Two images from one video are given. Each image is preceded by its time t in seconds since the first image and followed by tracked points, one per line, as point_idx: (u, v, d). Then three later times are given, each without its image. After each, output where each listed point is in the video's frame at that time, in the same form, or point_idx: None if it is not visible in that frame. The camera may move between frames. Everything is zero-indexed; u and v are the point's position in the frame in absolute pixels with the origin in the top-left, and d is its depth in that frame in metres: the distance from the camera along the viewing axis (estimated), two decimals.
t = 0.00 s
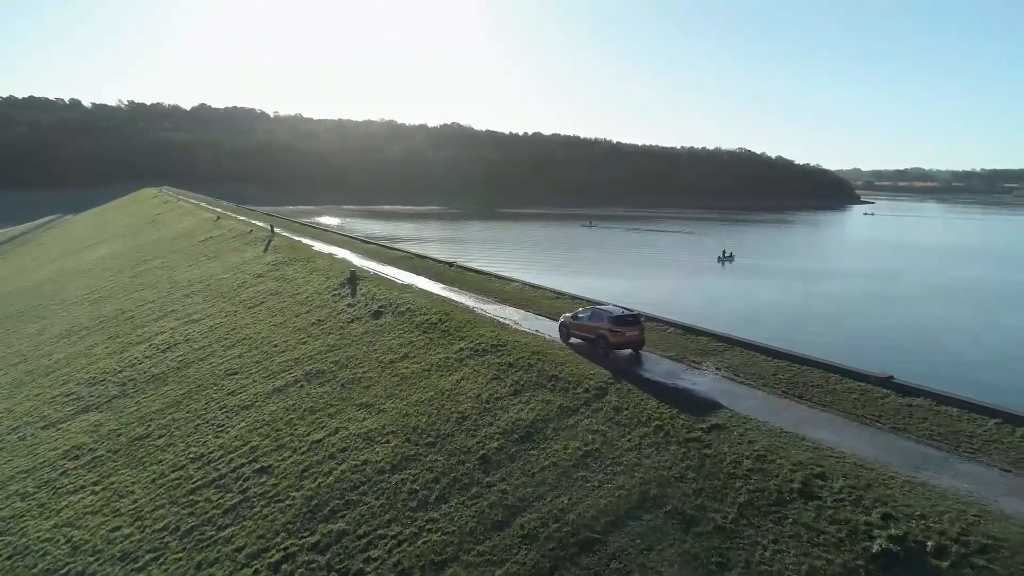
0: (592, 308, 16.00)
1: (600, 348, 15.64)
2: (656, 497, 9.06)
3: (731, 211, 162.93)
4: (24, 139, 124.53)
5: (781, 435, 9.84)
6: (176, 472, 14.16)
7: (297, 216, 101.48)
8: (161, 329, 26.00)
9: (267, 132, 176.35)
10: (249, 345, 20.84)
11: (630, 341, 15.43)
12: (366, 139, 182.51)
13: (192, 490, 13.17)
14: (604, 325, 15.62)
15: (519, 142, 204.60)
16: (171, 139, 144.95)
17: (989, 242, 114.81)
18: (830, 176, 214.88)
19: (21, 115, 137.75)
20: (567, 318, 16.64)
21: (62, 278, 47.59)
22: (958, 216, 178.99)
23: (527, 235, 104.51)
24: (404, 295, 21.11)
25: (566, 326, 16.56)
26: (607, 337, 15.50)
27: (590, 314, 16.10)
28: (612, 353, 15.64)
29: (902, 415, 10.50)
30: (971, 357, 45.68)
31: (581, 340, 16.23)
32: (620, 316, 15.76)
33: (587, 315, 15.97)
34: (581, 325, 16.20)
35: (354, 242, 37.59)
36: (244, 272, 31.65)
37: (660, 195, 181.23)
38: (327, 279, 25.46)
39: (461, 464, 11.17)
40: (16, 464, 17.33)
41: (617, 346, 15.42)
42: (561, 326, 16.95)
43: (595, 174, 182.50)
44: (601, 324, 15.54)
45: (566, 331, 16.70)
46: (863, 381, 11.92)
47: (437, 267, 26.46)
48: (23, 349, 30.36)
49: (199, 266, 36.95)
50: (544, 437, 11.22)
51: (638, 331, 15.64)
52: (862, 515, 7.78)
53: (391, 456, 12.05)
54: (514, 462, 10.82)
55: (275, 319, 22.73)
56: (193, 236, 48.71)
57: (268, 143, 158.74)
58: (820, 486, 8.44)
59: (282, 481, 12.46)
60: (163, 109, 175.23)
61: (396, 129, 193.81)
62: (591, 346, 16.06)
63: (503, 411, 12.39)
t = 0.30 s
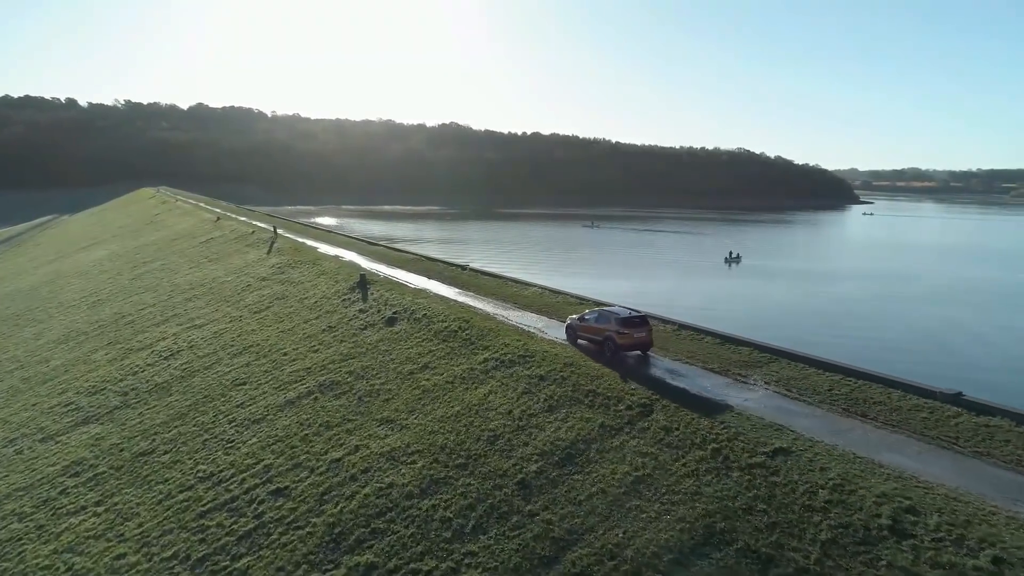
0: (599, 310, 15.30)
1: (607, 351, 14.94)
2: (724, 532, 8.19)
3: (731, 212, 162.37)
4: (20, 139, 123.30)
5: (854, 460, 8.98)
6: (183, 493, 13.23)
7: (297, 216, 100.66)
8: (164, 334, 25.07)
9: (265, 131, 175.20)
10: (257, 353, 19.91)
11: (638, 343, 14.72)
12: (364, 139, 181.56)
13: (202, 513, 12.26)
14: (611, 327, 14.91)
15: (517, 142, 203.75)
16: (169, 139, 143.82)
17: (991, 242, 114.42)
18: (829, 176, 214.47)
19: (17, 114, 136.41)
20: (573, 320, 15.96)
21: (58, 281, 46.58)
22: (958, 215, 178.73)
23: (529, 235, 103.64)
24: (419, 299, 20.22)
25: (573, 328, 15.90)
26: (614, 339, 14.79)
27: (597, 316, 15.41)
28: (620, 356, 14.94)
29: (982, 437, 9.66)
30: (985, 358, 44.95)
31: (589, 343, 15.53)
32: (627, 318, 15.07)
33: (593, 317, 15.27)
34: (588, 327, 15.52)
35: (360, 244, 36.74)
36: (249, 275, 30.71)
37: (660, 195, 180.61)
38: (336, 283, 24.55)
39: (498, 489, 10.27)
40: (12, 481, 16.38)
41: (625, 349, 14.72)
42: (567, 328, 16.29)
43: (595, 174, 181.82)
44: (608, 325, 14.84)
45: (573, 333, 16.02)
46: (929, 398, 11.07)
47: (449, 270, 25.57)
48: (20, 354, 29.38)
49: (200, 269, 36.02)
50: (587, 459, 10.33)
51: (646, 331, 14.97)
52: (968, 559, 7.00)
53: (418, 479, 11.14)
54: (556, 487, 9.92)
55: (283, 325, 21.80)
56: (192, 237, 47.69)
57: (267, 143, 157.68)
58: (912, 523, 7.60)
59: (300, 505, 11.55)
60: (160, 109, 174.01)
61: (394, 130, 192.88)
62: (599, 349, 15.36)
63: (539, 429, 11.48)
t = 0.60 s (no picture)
0: (606, 310, 15.12)
1: (616, 352, 14.77)
2: (799, 571, 7.45)
3: (732, 212, 161.85)
4: (17, 139, 122.26)
5: (934, 489, 8.22)
6: (192, 513, 12.44)
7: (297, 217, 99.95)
8: (167, 339, 24.23)
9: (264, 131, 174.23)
10: (265, 360, 19.10)
11: (645, 344, 14.59)
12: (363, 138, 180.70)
13: (214, 536, 11.49)
14: (619, 328, 14.75)
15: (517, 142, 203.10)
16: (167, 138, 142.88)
17: (993, 242, 114.07)
18: (828, 176, 214.22)
19: (14, 114, 135.40)
20: (580, 322, 15.72)
21: (56, 282, 45.71)
22: (958, 215, 178.49)
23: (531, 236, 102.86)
24: (433, 305, 19.43)
25: (579, 329, 15.69)
26: (622, 341, 14.61)
27: (605, 317, 15.22)
28: (628, 356, 14.77)
29: None
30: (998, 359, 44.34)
31: (595, 345, 15.32)
32: (636, 318, 14.88)
33: (601, 318, 15.08)
34: (595, 329, 15.30)
35: (364, 245, 35.91)
36: (253, 277, 29.86)
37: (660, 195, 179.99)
38: (345, 287, 23.72)
39: (536, 515, 9.50)
40: (10, 497, 15.59)
41: (634, 349, 14.57)
42: (573, 329, 16.05)
43: (595, 174, 181.13)
44: (616, 326, 14.67)
45: (579, 334, 15.78)
46: (992, 416, 10.32)
47: (460, 274, 24.79)
48: (18, 359, 28.51)
49: (202, 271, 35.20)
50: (634, 483, 9.56)
51: (654, 333, 14.78)
52: None
53: (447, 501, 10.36)
54: (602, 514, 9.16)
55: (290, 331, 20.97)
56: (192, 239, 46.77)
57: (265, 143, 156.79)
58: (1012, 563, 6.88)
59: (320, 529, 10.79)
60: (158, 109, 172.95)
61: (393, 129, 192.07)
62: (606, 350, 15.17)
63: (576, 448, 10.71)
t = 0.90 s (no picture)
0: (616, 312, 15.42)
1: (624, 354, 15.09)
2: None
3: (734, 212, 161.16)
4: (14, 138, 121.13)
5: None
6: (204, 540, 11.54)
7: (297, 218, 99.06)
8: (171, 346, 23.32)
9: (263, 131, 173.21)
10: (277, 369, 18.23)
11: (655, 346, 14.86)
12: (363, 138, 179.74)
13: (229, 566, 10.60)
14: (628, 330, 15.00)
15: (517, 142, 202.25)
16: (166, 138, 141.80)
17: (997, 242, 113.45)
18: (829, 176, 213.67)
19: (12, 114, 134.32)
20: (589, 322, 15.99)
21: (55, 285, 44.72)
22: (959, 215, 177.92)
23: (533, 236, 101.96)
24: (454, 311, 18.58)
25: (589, 329, 15.96)
26: (631, 342, 14.90)
27: (614, 318, 15.48)
28: (636, 358, 15.09)
29: None
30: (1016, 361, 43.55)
31: (604, 344, 15.60)
32: (645, 320, 15.15)
33: (611, 320, 15.34)
34: (605, 330, 15.57)
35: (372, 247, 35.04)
36: (259, 281, 28.92)
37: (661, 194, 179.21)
38: (357, 291, 22.84)
39: (588, 550, 8.62)
40: (6, 517, 14.66)
41: (643, 351, 14.87)
42: (582, 328, 16.29)
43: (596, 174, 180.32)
44: (625, 328, 14.92)
45: (588, 334, 16.04)
46: None
47: (475, 278, 23.90)
48: (16, 366, 27.54)
49: (205, 273, 34.26)
50: (696, 515, 8.69)
51: (663, 335, 14.99)
52: None
53: (487, 532, 9.48)
54: (664, 551, 8.27)
55: (301, 338, 20.11)
56: (193, 240, 45.78)
57: (265, 143, 155.84)
58: None
59: (346, 560, 9.89)
60: (157, 109, 171.78)
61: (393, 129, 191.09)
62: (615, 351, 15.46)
63: (625, 472, 9.84)
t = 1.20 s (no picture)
0: (623, 314, 14.78)
1: (632, 357, 14.50)
2: None
3: (735, 212, 160.52)
4: (12, 138, 120.30)
5: None
6: (215, 567, 10.76)
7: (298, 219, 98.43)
8: (176, 352, 22.56)
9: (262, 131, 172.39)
10: (288, 378, 17.47)
11: (665, 349, 14.31)
12: (363, 138, 179.01)
13: None
14: (636, 332, 14.42)
15: (517, 142, 201.52)
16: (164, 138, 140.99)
17: (1001, 242, 112.92)
18: (830, 176, 213.37)
19: (10, 114, 133.58)
20: (596, 325, 15.35)
21: (54, 287, 43.92)
22: (960, 215, 177.55)
23: (536, 236, 101.22)
24: (472, 317, 17.84)
25: (595, 332, 15.33)
26: (640, 344, 14.33)
27: (622, 321, 14.86)
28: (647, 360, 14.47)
29: None
30: None
31: (611, 347, 15.01)
32: (654, 323, 14.59)
33: (618, 322, 14.73)
34: (612, 332, 14.95)
35: (379, 248, 34.28)
36: (265, 284, 28.17)
37: (662, 194, 178.71)
38: (368, 296, 22.08)
39: None
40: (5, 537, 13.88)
41: (654, 354, 14.29)
42: (589, 331, 15.64)
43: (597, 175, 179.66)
44: (633, 331, 14.34)
45: (595, 336, 15.41)
46: None
47: (490, 282, 23.17)
48: (15, 372, 26.76)
49: (208, 276, 33.47)
50: (763, 549, 7.93)
51: (673, 337, 14.47)
52: None
53: (528, 563, 8.73)
54: None
55: (311, 345, 19.35)
56: (195, 241, 45.01)
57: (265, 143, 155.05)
58: None
59: None
60: (156, 109, 170.91)
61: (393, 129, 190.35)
62: (623, 353, 14.86)
63: (678, 498, 9.08)
